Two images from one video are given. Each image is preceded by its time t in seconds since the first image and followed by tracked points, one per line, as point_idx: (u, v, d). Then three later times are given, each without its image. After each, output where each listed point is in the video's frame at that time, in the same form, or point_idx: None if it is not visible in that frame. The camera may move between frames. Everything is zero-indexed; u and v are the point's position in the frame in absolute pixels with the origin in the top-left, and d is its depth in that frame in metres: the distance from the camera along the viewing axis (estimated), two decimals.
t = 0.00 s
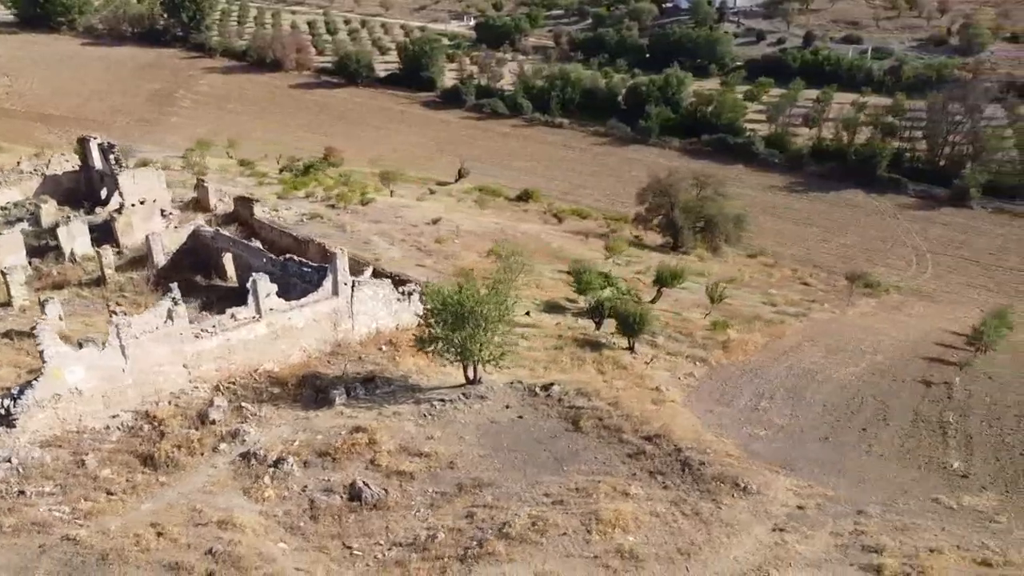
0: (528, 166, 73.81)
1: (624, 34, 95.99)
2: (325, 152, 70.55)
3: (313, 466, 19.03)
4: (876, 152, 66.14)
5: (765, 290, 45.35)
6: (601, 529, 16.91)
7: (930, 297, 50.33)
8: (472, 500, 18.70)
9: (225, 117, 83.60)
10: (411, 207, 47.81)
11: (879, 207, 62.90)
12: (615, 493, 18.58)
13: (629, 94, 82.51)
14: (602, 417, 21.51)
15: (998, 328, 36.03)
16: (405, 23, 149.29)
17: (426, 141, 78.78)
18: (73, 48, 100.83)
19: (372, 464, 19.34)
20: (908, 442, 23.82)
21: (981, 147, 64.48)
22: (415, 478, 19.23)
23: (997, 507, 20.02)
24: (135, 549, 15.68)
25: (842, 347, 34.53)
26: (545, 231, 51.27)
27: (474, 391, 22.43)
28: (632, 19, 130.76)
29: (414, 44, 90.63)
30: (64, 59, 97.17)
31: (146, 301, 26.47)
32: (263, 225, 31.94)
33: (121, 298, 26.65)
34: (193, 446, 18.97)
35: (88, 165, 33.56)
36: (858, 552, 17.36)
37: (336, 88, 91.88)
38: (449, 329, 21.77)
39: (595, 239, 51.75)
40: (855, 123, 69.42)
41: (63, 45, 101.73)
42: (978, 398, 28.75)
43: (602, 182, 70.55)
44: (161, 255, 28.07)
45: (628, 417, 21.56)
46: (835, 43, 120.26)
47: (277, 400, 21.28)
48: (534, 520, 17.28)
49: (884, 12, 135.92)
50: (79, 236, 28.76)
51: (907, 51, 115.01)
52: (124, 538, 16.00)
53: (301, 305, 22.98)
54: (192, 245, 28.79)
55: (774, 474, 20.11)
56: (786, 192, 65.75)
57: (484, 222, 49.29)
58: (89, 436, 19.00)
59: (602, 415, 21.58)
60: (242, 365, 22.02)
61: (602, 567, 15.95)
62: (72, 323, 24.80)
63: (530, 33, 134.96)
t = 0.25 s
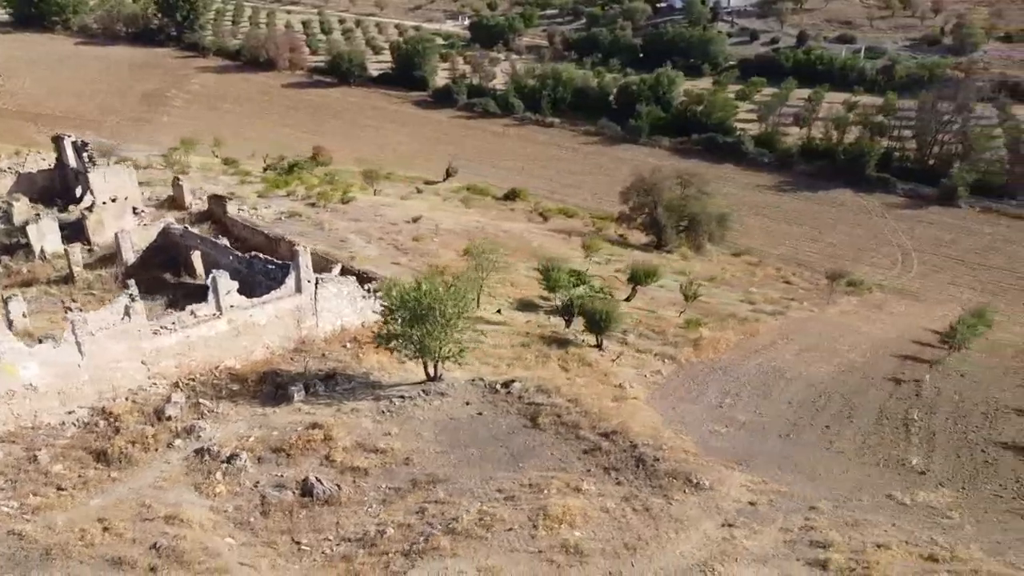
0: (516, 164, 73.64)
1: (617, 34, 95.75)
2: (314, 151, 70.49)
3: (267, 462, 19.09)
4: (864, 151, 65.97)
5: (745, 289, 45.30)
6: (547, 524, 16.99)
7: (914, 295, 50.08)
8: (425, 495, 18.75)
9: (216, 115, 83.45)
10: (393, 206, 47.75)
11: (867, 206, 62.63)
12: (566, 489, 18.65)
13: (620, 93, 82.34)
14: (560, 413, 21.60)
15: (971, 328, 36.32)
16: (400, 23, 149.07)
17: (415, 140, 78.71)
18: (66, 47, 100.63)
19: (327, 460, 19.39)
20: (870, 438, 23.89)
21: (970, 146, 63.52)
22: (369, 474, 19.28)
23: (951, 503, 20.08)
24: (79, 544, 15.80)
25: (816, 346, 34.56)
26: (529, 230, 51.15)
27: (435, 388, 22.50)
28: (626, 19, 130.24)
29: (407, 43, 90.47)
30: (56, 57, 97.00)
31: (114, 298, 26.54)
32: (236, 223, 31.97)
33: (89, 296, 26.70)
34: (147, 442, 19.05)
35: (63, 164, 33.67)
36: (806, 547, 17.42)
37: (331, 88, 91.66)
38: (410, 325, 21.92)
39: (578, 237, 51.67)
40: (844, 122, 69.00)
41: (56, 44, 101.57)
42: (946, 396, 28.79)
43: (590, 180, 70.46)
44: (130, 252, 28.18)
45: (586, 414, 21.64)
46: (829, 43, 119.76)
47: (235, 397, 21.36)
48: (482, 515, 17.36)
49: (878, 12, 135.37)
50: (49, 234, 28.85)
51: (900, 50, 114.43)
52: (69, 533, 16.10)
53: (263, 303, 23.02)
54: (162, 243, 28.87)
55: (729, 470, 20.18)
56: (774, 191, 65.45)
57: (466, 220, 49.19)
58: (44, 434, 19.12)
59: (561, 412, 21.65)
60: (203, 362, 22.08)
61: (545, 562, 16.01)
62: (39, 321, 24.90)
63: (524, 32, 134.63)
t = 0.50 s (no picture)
0: (506, 162, 73.59)
1: (611, 34, 95.47)
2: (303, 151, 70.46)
3: (227, 459, 19.14)
4: (853, 151, 65.68)
5: (728, 288, 45.26)
6: (500, 520, 17.04)
7: (899, 295, 49.98)
8: (384, 492, 18.78)
9: (207, 113, 83.40)
10: (377, 205, 47.72)
11: (856, 206, 62.33)
12: (524, 485, 18.69)
13: (613, 93, 82.03)
14: (523, 410, 21.63)
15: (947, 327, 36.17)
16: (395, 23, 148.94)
17: (405, 139, 78.73)
18: (59, 46, 100.56)
19: (287, 457, 19.42)
20: (837, 436, 23.94)
21: (960, 145, 63.21)
22: (329, 471, 19.32)
23: (911, 500, 20.13)
24: (31, 540, 15.92)
25: (793, 344, 34.57)
26: (514, 229, 51.12)
27: (400, 385, 22.56)
28: (621, 18, 129.89)
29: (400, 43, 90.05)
30: (49, 57, 96.98)
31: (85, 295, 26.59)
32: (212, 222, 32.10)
33: (61, 293, 26.72)
34: (107, 439, 19.13)
35: (40, 163, 33.80)
36: (761, 543, 17.45)
37: (324, 88, 91.35)
38: (374, 323, 21.92)
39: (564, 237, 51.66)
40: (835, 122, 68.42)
41: (50, 43, 101.55)
42: (919, 395, 28.79)
43: (580, 179, 70.33)
44: (103, 250, 28.30)
45: (550, 411, 21.68)
46: (823, 42, 119.51)
47: (200, 394, 21.43)
48: (436, 512, 17.41)
49: (872, 11, 134.97)
50: (24, 233, 28.91)
51: (894, 50, 114.17)
52: (22, 530, 16.21)
53: (229, 300, 23.06)
54: (135, 241, 28.98)
55: (690, 468, 20.23)
56: (764, 191, 65.20)
57: (450, 219, 49.16)
58: (5, 430, 19.21)
59: (524, 409, 21.69)
60: (169, 360, 22.14)
61: (496, 558, 16.08)
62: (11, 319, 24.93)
63: (519, 32, 134.47)
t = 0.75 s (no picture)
0: (492, 158, 73.24)
1: (605, 34, 95.04)
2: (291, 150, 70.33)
3: (181, 455, 19.19)
4: (843, 150, 63.74)
5: (708, 287, 45.08)
6: (447, 516, 17.12)
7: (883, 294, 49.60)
8: (336, 488, 18.80)
9: (196, 110, 83.24)
10: (358, 204, 47.57)
11: (846, 205, 60.46)
12: (476, 481, 18.75)
13: (604, 91, 80.54)
14: (481, 408, 21.63)
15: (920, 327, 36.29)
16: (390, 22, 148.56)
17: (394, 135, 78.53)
18: (51, 45, 100.43)
19: (241, 453, 19.44)
20: (798, 433, 23.99)
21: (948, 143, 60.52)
22: (282, 467, 19.33)
23: (866, 497, 20.15)
24: None
25: (766, 342, 34.51)
26: (496, 228, 50.94)
27: (359, 382, 22.60)
28: (615, 18, 128.90)
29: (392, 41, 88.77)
30: (41, 55, 96.92)
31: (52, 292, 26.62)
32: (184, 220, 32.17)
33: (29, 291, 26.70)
34: (61, 436, 19.24)
35: (15, 162, 33.91)
36: (709, 540, 17.47)
37: (316, 87, 90.20)
38: (331, 322, 21.87)
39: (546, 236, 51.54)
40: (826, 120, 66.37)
41: (41, 42, 101.51)
42: (887, 393, 28.77)
43: (567, 173, 69.94)
44: (72, 248, 28.40)
45: (508, 408, 21.69)
46: (816, 42, 118.98)
47: (159, 390, 21.49)
48: (384, 508, 17.49)
49: (866, 11, 134.29)
50: None
51: (886, 50, 113.68)
52: None
53: (191, 298, 23.09)
54: (104, 239, 29.10)
55: (645, 465, 20.25)
56: (754, 190, 63.69)
57: (431, 218, 49.00)
58: None
59: (483, 406, 21.70)
60: (129, 357, 22.16)
61: (440, 553, 16.15)
62: None
63: (512, 32, 134.07)
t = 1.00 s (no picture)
0: (482, 158, 73.13)
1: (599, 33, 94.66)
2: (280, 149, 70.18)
3: (140, 453, 19.22)
4: (830, 150, 63.51)
5: (690, 286, 44.96)
6: (400, 514, 17.16)
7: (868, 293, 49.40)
8: (295, 486, 18.78)
9: (187, 109, 83.10)
10: (341, 203, 47.46)
11: (834, 204, 60.20)
12: (433, 479, 18.76)
13: (597, 91, 80.20)
14: (445, 406, 21.64)
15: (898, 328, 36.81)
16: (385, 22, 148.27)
17: (384, 134, 78.40)
18: (44, 45, 100.32)
19: (201, 451, 19.45)
20: (765, 432, 24.00)
21: (938, 143, 60.42)
22: (242, 465, 19.33)
23: (827, 495, 20.15)
24: None
25: (743, 341, 34.46)
26: (480, 227, 50.79)
27: (323, 381, 22.63)
28: (610, 17, 129.03)
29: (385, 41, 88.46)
30: (34, 55, 96.80)
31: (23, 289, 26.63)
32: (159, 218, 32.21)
33: None
34: (20, 435, 19.28)
35: None
36: (664, 538, 17.46)
37: (309, 87, 90.09)
38: (294, 319, 21.89)
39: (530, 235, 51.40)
40: (816, 120, 65.97)
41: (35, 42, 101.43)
42: (859, 392, 28.76)
43: (557, 173, 69.78)
44: (44, 246, 28.42)
45: (471, 407, 21.69)
46: (810, 42, 118.63)
47: (123, 389, 21.52)
48: (338, 506, 17.53)
49: (861, 11, 133.85)
50: None
51: (880, 50, 113.37)
52: None
53: (157, 296, 23.12)
54: (77, 237, 29.12)
55: (606, 463, 20.25)
56: (743, 189, 63.45)
57: (415, 217, 48.87)
58: None
59: (446, 404, 21.72)
60: (94, 356, 22.16)
61: (390, 551, 16.17)
62: None
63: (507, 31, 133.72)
